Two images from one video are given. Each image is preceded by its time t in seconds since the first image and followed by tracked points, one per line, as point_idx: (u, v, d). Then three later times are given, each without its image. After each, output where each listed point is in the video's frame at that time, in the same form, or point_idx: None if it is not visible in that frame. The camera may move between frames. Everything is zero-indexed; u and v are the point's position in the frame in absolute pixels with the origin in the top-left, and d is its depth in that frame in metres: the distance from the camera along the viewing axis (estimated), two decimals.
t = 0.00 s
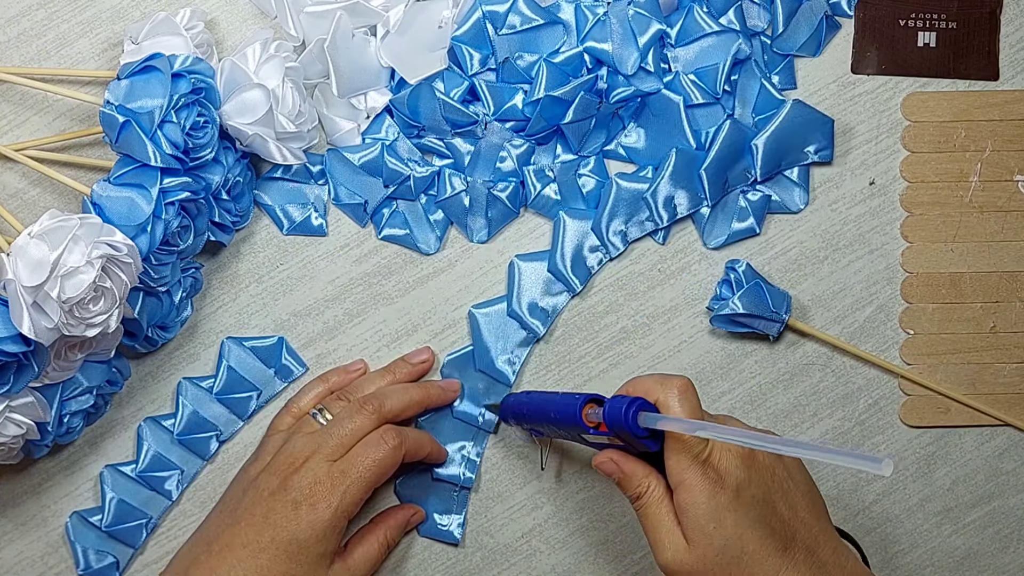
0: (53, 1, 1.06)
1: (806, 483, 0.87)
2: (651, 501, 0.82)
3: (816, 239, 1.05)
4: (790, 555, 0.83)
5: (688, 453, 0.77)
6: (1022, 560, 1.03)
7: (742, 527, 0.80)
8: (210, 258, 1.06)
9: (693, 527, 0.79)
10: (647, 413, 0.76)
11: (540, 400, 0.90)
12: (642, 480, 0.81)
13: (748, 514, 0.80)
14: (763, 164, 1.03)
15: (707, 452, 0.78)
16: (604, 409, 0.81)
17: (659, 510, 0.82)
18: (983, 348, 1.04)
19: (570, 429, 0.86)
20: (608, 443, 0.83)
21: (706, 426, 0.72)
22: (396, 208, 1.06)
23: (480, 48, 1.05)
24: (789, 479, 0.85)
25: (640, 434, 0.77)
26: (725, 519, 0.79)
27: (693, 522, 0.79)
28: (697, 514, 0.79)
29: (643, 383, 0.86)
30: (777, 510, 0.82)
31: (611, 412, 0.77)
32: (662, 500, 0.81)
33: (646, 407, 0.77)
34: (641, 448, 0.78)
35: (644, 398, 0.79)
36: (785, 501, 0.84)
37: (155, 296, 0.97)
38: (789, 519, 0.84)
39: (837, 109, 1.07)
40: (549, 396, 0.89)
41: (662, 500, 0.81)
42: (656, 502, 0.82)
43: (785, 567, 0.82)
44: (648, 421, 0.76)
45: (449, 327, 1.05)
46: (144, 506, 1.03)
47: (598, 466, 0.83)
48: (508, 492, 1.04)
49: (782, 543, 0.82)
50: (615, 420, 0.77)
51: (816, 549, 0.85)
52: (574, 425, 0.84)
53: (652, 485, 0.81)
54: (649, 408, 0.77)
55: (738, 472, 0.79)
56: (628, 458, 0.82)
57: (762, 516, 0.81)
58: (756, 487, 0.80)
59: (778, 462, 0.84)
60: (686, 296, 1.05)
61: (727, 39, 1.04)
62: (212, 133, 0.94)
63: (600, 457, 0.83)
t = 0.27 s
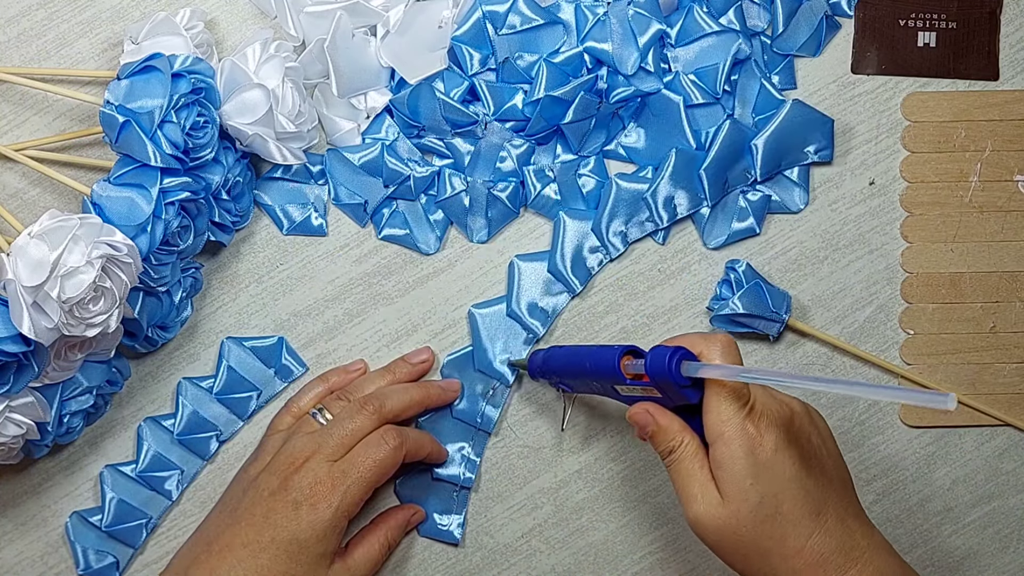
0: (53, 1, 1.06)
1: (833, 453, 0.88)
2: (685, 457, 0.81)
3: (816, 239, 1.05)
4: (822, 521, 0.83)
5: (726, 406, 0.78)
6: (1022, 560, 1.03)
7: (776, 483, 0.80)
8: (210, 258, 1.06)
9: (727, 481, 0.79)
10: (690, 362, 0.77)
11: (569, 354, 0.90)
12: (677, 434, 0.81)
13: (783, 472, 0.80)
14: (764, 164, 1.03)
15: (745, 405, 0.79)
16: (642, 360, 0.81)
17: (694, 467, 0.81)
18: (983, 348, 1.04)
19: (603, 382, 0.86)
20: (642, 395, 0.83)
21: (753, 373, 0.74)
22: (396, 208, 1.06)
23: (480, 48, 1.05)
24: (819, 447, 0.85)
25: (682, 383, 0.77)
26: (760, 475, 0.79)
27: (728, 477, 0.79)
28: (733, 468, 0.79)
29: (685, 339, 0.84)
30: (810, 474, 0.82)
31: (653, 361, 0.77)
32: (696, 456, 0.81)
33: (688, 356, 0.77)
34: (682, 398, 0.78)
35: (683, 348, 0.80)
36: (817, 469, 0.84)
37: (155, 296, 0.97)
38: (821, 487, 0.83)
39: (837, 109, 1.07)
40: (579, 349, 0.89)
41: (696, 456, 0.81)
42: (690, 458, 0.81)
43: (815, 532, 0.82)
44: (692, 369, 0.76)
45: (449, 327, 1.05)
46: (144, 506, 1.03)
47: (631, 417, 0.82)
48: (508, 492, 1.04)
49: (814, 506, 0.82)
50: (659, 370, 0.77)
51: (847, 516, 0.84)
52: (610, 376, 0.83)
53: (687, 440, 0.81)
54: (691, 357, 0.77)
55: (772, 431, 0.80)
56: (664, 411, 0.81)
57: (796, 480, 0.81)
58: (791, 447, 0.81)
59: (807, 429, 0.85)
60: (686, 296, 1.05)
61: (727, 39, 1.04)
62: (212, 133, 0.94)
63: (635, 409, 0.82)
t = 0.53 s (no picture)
0: (53, 1, 1.06)
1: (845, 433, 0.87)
2: (695, 429, 0.81)
3: (816, 239, 1.05)
4: (827, 500, 0.82)
5: (741, 380, 0.78)
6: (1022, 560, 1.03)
7: (785, 459, 0.80)
8: (210, 258, 1.06)
9: (736, 455, 0.79)
10: (709, 333, 0.76)
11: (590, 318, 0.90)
12: (690, 404, 0.81)
13: (793, 449, 0.80)
14: (764, 164, 1.03)
15: (760, 380, 0.79)
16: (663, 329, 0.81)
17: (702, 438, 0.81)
18: (984, 348, 1.04)
19: (621, 348, 0.86)
20: (658, 363, 0.83)
21: (770, 347, 0.73)
22: (396, 208, 1.06)
23: (480, 48, 1.05)
24: (832, 427, 0.85)
25: (700, 353, 0.77)
26: (769, 450, 0.79)
27: (737, 450, 0.79)
28: (742, 443, 0.79)
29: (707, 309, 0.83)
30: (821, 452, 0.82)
31: (673, 330, 0.77)
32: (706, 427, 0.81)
33: (707, 326, 0.77)
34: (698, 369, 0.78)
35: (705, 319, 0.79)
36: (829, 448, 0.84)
37: (155, 296, 0.97)
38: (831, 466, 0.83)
39: (837, 109, 1.07)
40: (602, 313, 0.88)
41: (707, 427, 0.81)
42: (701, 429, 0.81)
43: (821, 510, 0.82)
44: (709, 340, 0.76)
45: (449, 327, 1.05)
46: (144, 506, 1.03)
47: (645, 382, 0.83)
48: (508, 492, 1.04)
49: (821, 485, 0.82)
50: (678, 338, 0.76)
51: (854, 497, 0.85)
52: (629, 344, 0.83)
53: (699, 411, 0.81)
54: (711, 328, 0.77)
55: (785, 408, 0.80)
56: (678, 379, 0.81)
57: (805, 458, 0.81)
58: (803, 425, 0.81)
59: (820, 409, 0.85)
60: (686, 296, 1.05)
61: (727, 39, 1.04)
62: (212, 133, 0.94)
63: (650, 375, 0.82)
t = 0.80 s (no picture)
0: (53, 1, 1.06)
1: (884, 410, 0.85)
2: (731, 393, 0.79)
3: (816, 239, 1.05)
4: (859, 477, 0.80)
5: (784, 348, 0.75)
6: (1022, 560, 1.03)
7: (821, 432, 0.77)
8: (210, 258, 1.05)
9: (771, 421, 0.77)
10: (757, 297, 0.74)
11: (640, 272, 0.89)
12: (729, 367, 0.78)
13: (830, 423, 0.78)
14: (764, 164, 1.03)
15: (805, 349, 0.76)
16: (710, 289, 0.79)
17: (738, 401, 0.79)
18: (984, 348, 1.04)
19: (665, 305, 0.85)
20: (702, 323, 0.81)
21: (819, 319, 0.70)
22: (396, 208, 1.06)
23: (480, 48, 1.05)
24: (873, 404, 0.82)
25: (746, 317, 0.75)
26: (805, 421, 0.77)
27: (771, 418, 0.77)
28: (778, 411, 0.77)
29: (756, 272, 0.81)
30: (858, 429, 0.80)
31: (721, 290, 0.75)
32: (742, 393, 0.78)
33: (755, 291, 0.75)
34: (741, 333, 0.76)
35: (756, 280, 0.77)
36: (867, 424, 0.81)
37: (155, 296, 0.97)
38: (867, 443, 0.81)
39: (837, 109, 1.07)
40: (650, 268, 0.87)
41: (743, 394, 0.79)
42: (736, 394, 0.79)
43: (852, 486, 0.80)
44: (756, 304, 0.74)
45: (449, 327, 1.05)
46: (144, 507, 1.03)
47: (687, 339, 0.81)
48: (508, 492, 1.04)
49: (855, 461, 0.80)
50: (724, 300, 0.75)
51: (887, 477, 0.82)
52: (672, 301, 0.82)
53: (737, 375, 0.78)
54: (759, 292, 0.75)
55: (826, 379, 0.77)
56: (720, 341, 0.78)
57: (842, 432, 0.78)
58: (844, 400, 0.78)
59: (862, 386, 0.82)
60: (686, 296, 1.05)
61: (727, 39, 1.04)
62: (212, 133, 0.94)
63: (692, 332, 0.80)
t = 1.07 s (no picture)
0: (53, 1, 1.06)
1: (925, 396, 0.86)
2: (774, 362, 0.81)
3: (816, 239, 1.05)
4: (899, 454, 0.81)
5: (831, 316, 0.77)
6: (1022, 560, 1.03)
7: (863, 404, 0.79)
8: (210, 258, 1.05)
9: (813, 390, 0.78)
10: (803, 265, 0.76)
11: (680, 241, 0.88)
12: (771, 337, 0.80)
13: (872, 396, 0.79)
14: (765, 164, 1.03)
15: (850, 319, 0.78)
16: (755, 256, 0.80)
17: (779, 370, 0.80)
18: (984, 348, 1.04)
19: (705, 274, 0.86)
20: (744, 291, 0.82)
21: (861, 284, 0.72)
22: (396, 208, 1.06)
23: (480, 48, 1.05)
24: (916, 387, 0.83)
25: (791, 285, 0.76)
26: (848, 392, 0.78)
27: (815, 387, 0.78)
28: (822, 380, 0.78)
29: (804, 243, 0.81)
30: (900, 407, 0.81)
31: (765, 259, 0.76)
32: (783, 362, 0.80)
33: (802, 258, 0.76)
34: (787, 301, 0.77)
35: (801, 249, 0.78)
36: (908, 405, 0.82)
37: (155, 296, 0.97)
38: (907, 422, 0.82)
39: (837, 109, 1.07)
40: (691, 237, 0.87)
41: (785, 363, 0.80)
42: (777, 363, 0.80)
43: (892, 464, 0.80)
44: (802, 272, 0.75)
45: (449, 327, 1.05)
46: (144, 507, 1.03)
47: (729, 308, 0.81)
48: (508, 492, 1.04)
49: (895, 438, 0.81)
50: (770, 268, 0.76)
51: (926, 456, 0.82)
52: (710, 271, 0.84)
53: (779, 344, 0.80)
54: (805, 260, 0.76)
55: (872, 354, 0.79)
56: (762, 310, 0.80)
57: (883, 406, 0.80)
58: (888, 373, 0.80)
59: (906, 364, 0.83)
60: (686, 296, 1.04)
61: (727, 39, 1.04)
62: (212, 133, 0.94)
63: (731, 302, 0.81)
